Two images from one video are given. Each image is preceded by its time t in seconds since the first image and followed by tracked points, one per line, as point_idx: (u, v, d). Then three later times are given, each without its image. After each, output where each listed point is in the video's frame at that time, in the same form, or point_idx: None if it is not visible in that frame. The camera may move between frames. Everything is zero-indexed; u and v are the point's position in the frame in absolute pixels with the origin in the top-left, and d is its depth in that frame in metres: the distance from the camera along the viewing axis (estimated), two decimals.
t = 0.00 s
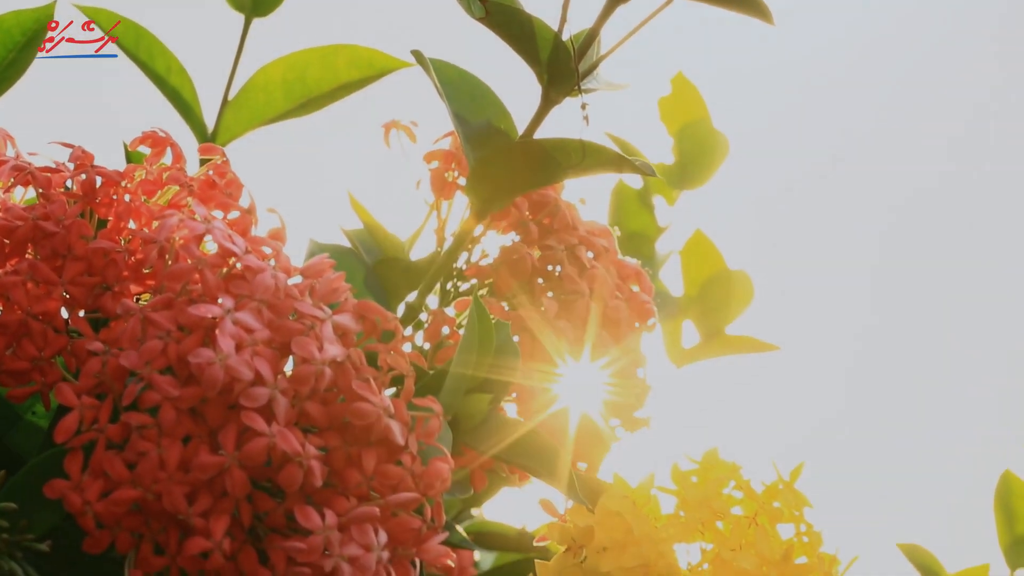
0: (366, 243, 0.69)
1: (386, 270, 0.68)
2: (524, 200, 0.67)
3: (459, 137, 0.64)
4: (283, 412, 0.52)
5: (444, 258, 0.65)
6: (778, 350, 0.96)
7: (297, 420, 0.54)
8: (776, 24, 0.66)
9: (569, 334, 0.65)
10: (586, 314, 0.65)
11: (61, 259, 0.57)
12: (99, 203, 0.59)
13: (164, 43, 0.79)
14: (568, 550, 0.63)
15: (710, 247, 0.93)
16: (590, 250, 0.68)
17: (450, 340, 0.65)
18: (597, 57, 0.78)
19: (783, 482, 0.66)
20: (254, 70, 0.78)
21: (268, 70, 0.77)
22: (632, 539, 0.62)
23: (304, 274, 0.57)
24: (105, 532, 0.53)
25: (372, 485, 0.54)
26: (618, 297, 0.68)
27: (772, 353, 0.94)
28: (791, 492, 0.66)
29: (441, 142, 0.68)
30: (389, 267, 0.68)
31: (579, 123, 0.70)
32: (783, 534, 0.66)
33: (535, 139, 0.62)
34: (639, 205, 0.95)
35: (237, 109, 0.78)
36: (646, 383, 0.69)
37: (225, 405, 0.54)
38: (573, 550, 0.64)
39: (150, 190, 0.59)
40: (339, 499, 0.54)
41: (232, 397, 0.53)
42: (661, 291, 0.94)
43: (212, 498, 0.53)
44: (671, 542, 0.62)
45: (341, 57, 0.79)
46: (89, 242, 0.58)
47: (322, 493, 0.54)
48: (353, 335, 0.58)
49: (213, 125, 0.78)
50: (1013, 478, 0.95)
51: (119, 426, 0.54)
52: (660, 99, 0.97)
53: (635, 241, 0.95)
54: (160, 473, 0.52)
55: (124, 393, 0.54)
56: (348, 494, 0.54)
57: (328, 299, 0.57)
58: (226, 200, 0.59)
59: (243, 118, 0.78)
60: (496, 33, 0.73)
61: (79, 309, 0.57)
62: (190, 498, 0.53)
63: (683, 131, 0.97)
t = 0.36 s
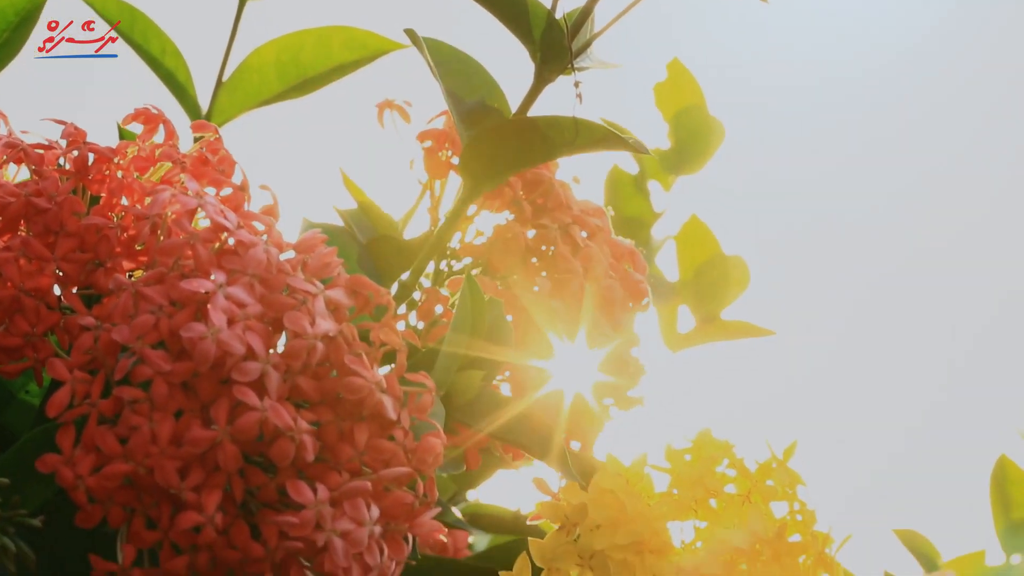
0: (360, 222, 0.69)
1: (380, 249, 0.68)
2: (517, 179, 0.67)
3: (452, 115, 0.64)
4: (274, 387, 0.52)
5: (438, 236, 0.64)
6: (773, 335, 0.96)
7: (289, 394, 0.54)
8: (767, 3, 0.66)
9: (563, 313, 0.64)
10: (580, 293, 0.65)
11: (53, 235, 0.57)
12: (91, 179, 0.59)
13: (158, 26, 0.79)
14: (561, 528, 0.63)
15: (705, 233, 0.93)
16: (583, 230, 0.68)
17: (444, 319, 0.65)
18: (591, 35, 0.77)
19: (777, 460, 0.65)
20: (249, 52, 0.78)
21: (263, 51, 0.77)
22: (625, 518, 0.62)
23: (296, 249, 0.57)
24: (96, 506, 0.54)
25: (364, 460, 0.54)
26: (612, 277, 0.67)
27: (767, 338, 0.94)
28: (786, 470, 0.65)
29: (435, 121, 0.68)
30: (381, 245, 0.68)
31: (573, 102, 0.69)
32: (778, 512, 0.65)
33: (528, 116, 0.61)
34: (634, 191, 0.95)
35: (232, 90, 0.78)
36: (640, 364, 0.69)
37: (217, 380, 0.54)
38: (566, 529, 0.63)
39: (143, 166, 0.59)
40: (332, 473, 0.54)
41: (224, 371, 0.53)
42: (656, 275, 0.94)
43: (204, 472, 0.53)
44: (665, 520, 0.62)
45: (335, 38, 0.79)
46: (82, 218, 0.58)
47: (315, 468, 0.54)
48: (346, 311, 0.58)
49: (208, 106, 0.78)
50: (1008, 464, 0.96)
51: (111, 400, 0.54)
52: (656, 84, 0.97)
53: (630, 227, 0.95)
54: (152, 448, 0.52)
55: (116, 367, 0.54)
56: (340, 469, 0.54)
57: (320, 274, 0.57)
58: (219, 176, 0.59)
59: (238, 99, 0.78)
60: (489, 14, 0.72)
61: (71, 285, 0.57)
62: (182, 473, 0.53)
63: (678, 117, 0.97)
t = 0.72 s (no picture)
0: (353, 203, 0.69)
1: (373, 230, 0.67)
2: (511, 160, 0.66)
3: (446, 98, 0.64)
4: (267, 364, 0.52)
5: (431, 217, 0.64)
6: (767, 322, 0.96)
7: (281, 372, 0.54)
8: None
9: (557, 294, 0.64)
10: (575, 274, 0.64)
11: (46, 214, 0.57)
12: (84, 157, 0.59)
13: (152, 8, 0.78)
14: (555, 508, 0.63)
15: (701, 221, 0.92)
16: (577, 211, 0.67)
17: (437, 301, 0.65)
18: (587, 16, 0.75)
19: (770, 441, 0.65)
20: (244, 36, 0.77)
21: (258, 35, 0.77)
22: (618, 497, 0.62)
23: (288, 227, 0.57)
24: (89, 485, 0.53)
25: (357, 437, 0.54)
26: (606, 258, 0.67)
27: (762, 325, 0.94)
28: (779, 451, 0.65)
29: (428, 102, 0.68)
30: (375, 227, 0.66)
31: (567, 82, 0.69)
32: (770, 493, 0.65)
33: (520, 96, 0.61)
34: (629, 178, 0.95)
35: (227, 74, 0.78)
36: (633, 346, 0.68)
37: (209, 357, 0.54)
38: (560, 509, 0.63)
39: (135, 145, 0.59)
40: (324, 451, 0.54)
41: (217, 348, 0.53)
42: (651, 263, 0.93)
43: (196, 450, 0.53)
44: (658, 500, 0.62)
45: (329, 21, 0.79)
46: (75, 197, 0.58)
47: (307, 446, 0.54)
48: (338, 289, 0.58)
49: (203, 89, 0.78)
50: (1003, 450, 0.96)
51: (103, 378, 0.53)
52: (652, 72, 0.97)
53: (627, 213, 0.95)
54: (145, 425, 0.52)
55: (108, 345, 0.54)
56: (333, 447, 0.54)
57: (313, 252, 0.57)
58: (211, 156, 0.59)
59: (234, 83, 0.79)
60: None
61: (64, 264, 0.57)
62: (175, 450, 0.53)
63: (673, 104, 0.96)
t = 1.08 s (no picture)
0: (347, 184, 0.69)
1: (368, 212, 0.67)
2: (506, 141, 0.66)
3: (440, 78, 0.64)
4: (260, 342, 0.52)
5: (424, 200, 0.64)
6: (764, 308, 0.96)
7: (274, 350, 0.54)
8: None
9: (552, 276, 0.64)
10: (569, 256, 0.64)
11: (40, 193, 0.57)
12: (78, 137, 0.59)
13: None
14: (549, 491, 0.63)
15: (694, 206, 0.93)
16: (572, 193, 0.67)
17: (431, 283, 0.65)
18: None
19: (762, 423, 0.67)
20: (239, 18, 0.77)
21: (254, 19, 0.78)
22: (616, 474, 0.62)
23: (281, 204, 0.57)
24: (81, 462, 0.53)
25: (350, 416, 0.54)
26: (600, 240, 0.67)
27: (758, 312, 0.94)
28: (771, 431, 0.67)
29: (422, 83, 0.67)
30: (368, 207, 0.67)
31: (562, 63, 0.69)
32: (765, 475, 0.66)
33: (512, 77, 0.61)
34: (626, 164, 0.96)
35: (222, 57, 0.78)
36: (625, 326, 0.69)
37: (202, 336, 0.53)
38: (555, 490, 0.63)
39: (129, 124, 0.59)
40: (317, 429, 0.54)
41: (210, 326, 0.53)
42: (647, 249, 0.94)
43: (189, 428, 0.53)
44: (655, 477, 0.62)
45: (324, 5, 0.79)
46: (68, 176, 0.58)
47: (300, 424, 0.54)
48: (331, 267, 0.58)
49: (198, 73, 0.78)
50: (1000, 435, 0.95)
51: (96, 356, 0.53)
52: (649, 58, 0.96)
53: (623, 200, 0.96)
54: (138, 403, 0.52)
55: (101, 323, 0.54)
56: (326, 425, 0.54)
57: (306, 229, 0.57)
58: (205, 135, 0.60)
59: (229, 67, 0.79)
60: None
61: (57, 243, 0.57)
62: (168, 428, 0.53)
63: (670, 91, 0.96)
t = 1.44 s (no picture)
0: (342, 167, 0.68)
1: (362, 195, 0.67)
2: (501, 125, 0.66)
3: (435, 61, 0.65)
4: (253, 321, 0.52)
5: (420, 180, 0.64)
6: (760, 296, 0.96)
7: (267, 330, 0.54)
8: None
9: (548, 259, 0.64)
10: (564, 240, 0.63)
11: (33, 173, 0.57)
12: (71, 118, 0.59)
13: None
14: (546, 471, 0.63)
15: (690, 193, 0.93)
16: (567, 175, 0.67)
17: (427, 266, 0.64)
18: None
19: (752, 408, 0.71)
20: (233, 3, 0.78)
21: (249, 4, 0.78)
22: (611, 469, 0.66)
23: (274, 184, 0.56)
24: (74, 442, 0.53)
25: (344, 396, 0.55)
26: (595, 223, 0.66)
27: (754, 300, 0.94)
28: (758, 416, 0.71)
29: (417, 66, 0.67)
30: (363, 192, 0.66)
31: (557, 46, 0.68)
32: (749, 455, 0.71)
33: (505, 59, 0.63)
34: (620, 152, 0.96)
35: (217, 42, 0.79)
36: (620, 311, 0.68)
37: (196, 315, 0.53)
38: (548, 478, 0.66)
39: (122, 105, 0.59)
40: (310, 409, 0.54)
41: (204, 305, 0.53)
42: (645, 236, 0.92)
43: (183, 406, 0.53)
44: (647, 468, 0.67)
45: None
46: (61, 157, 0.58)
47: (293, 404, 0.54)
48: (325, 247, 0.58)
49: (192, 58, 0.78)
50: (997, 422, 0.96)
51: (89, 335, 0.53)
52: (644, 47, 0.97)
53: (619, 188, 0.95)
54: (131, 381, 0.52)
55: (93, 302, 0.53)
56: (319, 404, 0.54)
57: (299, 209, 0.57)
58: (199, 116, 0.60)
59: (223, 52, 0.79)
60: None
61: (50, 224, 0.56)
62: (161, 408, 0.53)
63: (666, 80, 0.97)
